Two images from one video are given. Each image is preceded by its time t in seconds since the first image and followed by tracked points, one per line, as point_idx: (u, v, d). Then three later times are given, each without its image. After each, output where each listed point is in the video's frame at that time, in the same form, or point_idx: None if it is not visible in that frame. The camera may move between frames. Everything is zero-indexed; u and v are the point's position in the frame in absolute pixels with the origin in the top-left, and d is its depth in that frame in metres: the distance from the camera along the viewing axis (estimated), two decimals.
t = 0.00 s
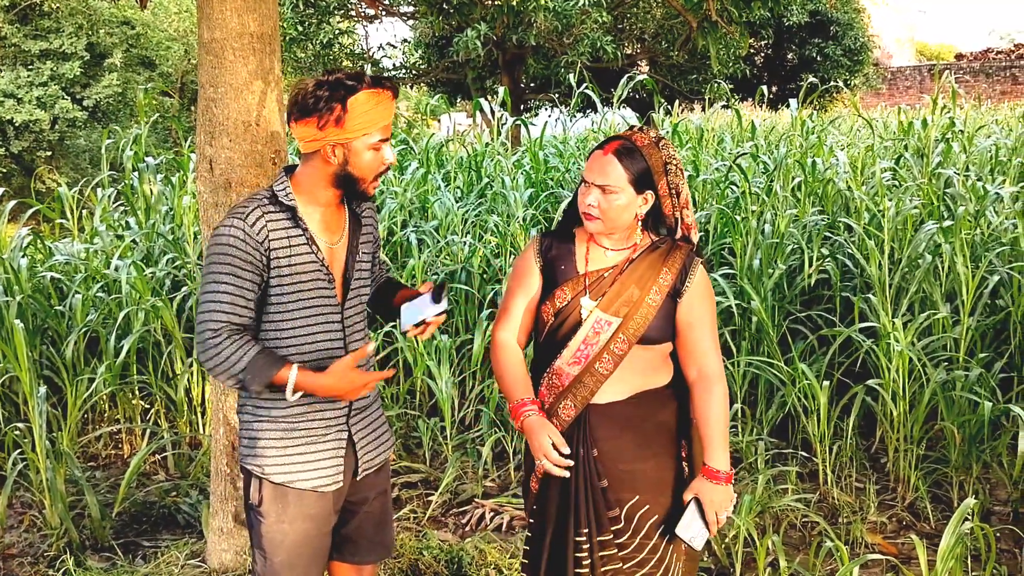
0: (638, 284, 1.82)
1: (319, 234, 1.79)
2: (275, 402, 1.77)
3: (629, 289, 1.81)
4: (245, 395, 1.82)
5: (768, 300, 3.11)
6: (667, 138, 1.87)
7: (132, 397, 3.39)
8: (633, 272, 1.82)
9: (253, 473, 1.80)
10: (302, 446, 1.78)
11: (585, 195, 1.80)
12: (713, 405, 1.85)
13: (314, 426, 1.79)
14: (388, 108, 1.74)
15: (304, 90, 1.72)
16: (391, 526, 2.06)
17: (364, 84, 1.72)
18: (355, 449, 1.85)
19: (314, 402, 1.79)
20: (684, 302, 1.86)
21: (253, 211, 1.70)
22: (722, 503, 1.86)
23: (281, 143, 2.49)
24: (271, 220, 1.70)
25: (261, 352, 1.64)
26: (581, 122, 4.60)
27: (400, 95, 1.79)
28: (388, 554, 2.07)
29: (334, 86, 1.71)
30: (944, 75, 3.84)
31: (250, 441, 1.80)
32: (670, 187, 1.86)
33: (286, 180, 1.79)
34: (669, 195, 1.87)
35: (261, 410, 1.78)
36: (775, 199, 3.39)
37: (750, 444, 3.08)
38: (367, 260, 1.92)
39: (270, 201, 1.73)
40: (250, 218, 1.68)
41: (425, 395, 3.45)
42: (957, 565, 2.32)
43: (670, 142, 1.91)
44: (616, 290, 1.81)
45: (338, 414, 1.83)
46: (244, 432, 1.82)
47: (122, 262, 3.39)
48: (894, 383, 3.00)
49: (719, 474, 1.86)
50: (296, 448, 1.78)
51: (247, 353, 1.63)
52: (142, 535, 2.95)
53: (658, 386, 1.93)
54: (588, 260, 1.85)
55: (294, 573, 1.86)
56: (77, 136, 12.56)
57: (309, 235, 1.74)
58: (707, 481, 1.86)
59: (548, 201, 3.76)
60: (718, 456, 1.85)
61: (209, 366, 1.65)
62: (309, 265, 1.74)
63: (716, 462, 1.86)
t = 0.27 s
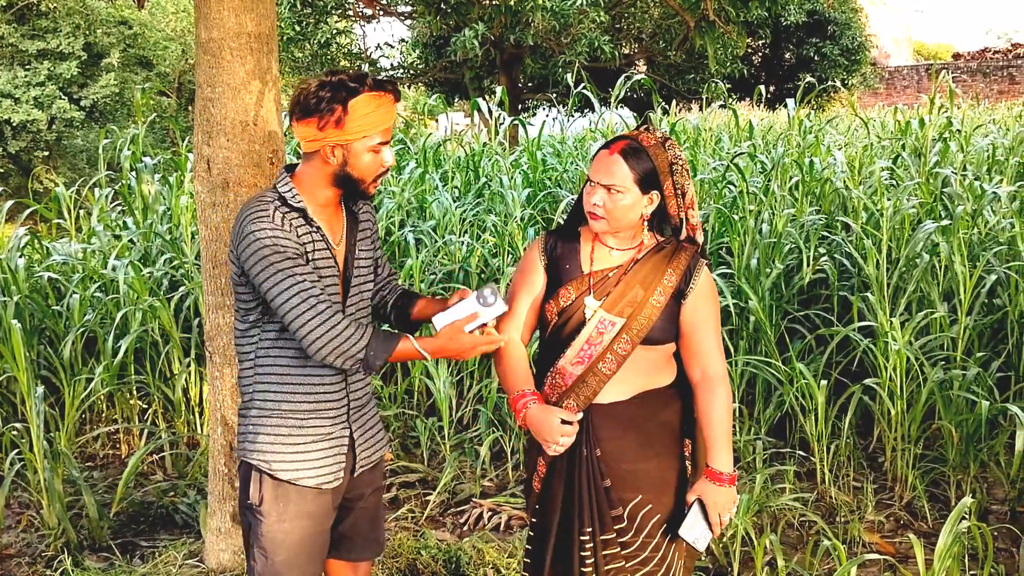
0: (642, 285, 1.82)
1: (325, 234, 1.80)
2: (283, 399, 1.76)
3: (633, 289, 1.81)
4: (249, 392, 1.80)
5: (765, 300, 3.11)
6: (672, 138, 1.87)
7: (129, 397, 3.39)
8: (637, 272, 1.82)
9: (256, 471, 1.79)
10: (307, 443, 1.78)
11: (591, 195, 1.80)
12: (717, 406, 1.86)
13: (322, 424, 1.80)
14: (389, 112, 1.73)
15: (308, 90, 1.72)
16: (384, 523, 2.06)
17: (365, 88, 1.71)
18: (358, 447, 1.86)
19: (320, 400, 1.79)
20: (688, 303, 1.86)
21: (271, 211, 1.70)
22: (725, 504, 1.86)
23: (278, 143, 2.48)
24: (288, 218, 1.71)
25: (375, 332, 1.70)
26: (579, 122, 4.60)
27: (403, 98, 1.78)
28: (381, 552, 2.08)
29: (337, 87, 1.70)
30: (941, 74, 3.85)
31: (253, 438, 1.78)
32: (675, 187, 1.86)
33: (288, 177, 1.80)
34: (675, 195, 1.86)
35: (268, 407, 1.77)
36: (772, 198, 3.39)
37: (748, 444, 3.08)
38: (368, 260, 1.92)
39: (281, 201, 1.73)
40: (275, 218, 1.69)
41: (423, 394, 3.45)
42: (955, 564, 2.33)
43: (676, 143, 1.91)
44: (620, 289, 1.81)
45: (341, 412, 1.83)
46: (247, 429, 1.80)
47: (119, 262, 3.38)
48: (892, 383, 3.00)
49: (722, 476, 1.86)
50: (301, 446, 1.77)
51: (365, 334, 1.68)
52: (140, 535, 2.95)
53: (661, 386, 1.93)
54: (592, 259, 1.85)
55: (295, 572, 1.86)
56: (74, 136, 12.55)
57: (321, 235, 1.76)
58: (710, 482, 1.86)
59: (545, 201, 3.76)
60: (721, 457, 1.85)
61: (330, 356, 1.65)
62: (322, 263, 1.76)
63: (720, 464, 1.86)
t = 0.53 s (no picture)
0: (643, 285, 1.81)
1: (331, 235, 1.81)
2: (293, 394, 1.76)
3: (634, 289, 1.81)
4: (254, 388, 1.79)
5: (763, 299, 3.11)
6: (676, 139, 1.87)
7: (126, 397, 3.39)
8: (639, 272, 1.82)
9: (264, 468, 1.78)
10: (318, 440, 1.78)
11: (593, 195, 1.79)
12: (717, 407, 1.86)
13: (331, 420, 1.80)
14: (395, 117, 1.73)
15: (319, 92, 1.75)
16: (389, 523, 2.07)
17: (372, 93, 1.71)
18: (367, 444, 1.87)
19: (330, 396, 1.79)
20: (689, 304, 1.85)
21: (284, 202, 1.71)
22: (725, 505, 1.85)
23: (275, 143, 2.48)
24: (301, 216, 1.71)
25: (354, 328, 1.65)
26: (576, 122, 4.61)
27: (411, 105, 1.78)
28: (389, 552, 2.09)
29: (347, 91, 1.72)
30: (938, 74, 3.85)
31: (260, 435, 1.77)
32: (677, 187, 1.87)
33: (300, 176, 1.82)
34: (678, 196, 1.87)
35: (276, 402, 1.76)
36: (769, 198, 3.40)
37: (745, 443, 3.08)
38: (371, 261, 1.92)
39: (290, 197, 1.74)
40: (289, 205, 1.70)
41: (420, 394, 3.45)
42: (951, 563, 2.32)
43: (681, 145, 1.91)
44: (621, 290, 1.81)
45: (350, 410, 1.84)
46: (253, 424, 1.79)
47: (115, 262, 3.38)
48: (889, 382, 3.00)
49: (721, 477, 1.86)
50: (312, 443, 1.77)
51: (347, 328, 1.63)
52: (137, 536, 2.94)
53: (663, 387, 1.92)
54: (594, 259, 1.84)
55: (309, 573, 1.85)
56: (71, 136, 12.55)
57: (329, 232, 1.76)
58: (710, 484, 1.86)
59: (543, 201, 3.76)
60: (721, 458, 1.85)
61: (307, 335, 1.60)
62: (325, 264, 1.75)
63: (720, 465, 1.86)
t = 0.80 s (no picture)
0: (643, 285, 1.81)
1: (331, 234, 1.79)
2: (293, 393, 1.76)
3: (634, 289, 1.81)
4: (255, 386, 1.80)
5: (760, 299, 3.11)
6: (677, 138, 1.86)
7: (123, 397, 3.38)
8: (640, 272, 1.82)
9: (263, 465, 1.78)
10: (317, 440, 1.78)
11: (593, 193, 1.79)
12: (718, 407, 1.85)
13: (331, 422, 1.79)
14: (403, 113, 1.74)
15: (323, 93, 1.74)
16: (398, 527, 2.05)
17: (381, 89, 1.72)
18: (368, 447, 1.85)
19: (330, 397, 1.79)
20: (690, 304, 1.84)
21: (276, 201, 1.71)
22: (723, 507, 1.85)
23: (272, 142, 2.48)
24: (295, 214, 1.72)
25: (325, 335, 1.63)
26: (574, 121, 4.60)
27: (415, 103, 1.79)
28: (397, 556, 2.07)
29: (353, 90, 1.72)
30: (935, 73, 3.85)
31: (261, 433, 1.78)
32: (679, 186, 1.85)
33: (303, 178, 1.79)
34: (680, 194, 1.86)
35: (275, 400, 1.76)
36: (766, 197, 3.40)
37: (742, 443, 3.08)
38: (376, 263, 1.90)
39: (288, 194, 1.74)
40: (276, 207, 1.70)
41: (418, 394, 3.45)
42: (948, 562, 2.32)
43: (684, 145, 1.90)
44: (621, 290, 1.81)
45: (352, 412, 1.83)
46: (254, 425, 1.79)
47: (112, 261, 3.37)
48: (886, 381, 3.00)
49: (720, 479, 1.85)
50: (310, 443, 1.77)
51: (314, 334, 1.62)
52: (133, 536, 2.94)
53: (662, 387, 1.91)
54: (595, 258, 1.84)
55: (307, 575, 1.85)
56: (68, 136, 12.55)
57: (325, 232, 1.75)
58: (709, 485, 1.85)
59: (540, 200, 3.76)
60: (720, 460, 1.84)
61: (276, 347, 1.60)
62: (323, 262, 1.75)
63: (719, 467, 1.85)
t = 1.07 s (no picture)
0: (643, 285, 1.81)
1: (332, 231, 1.78)
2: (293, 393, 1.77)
3: (634, 289, 1.81)
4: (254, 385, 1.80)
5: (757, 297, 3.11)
6: (678, 137, 1.86)
7: (120, 396, 3.38)
8: (640, 272, 1.82)
9: (259, 463, 1.79)
10: (314, 441, 1.78)
11: (594, 191, 1.80)
12: (718, 407, 1.84)
13: (329, 423, 1.79)
14: (405, 102, 1.74)
15: (324, 85, 1.73)
16: (392, 527, 2.05)
17: (385, 78, 1.72)
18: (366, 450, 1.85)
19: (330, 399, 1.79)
20: (691, 304, 1.84)
21: (272, 203, 1.70)
22: (722, 508, 1.85)
23: (268, 140, 2.48)
24: (289, 213, 1.71)
25: (299, 350, 1.64)
26: (571, 120, 4.60)
27: (417, 94, 1.79)
28: (388, 556, 2.07)
29: (354, 81, 1.72)
30: (932, 71, 3.85)
31: (259, 431, 1.79)
32: (679, 185, 1.85)
33: (305, 174, 1.78)
34: (682, 193, 1.85)
35: (274, 400, 1.77)
36: (763, 196, 3.40)
37: (740, 441, 3.08)
38: (381, 263, 1.90)
39: (288, 194, 1.73)
40: (269, 210, 1.68)
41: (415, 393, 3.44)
42: (946, 560, 2.32)
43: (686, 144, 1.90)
44: (622, 289, 1.81)
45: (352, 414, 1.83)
46: (254, 423, 1.80)
47: (109, 261, 3.36)
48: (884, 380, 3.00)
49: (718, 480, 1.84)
50: (308, 444, 1.77)
51: (288, 348, 1.63)
52: (131, 535, 2.94)
53: (661, 386, 1.92)
54: (596, 257, 1.84)
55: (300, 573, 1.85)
56: (65, 135, 12.53)
57: (325, 232, 1.75)
58: (707, 486, 1.85)
59: (537, 199, 3.76)
60: (717, 461, 1.84)
61: (251, 363, 1.63)
62: (323, 259, 1.74)
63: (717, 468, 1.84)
